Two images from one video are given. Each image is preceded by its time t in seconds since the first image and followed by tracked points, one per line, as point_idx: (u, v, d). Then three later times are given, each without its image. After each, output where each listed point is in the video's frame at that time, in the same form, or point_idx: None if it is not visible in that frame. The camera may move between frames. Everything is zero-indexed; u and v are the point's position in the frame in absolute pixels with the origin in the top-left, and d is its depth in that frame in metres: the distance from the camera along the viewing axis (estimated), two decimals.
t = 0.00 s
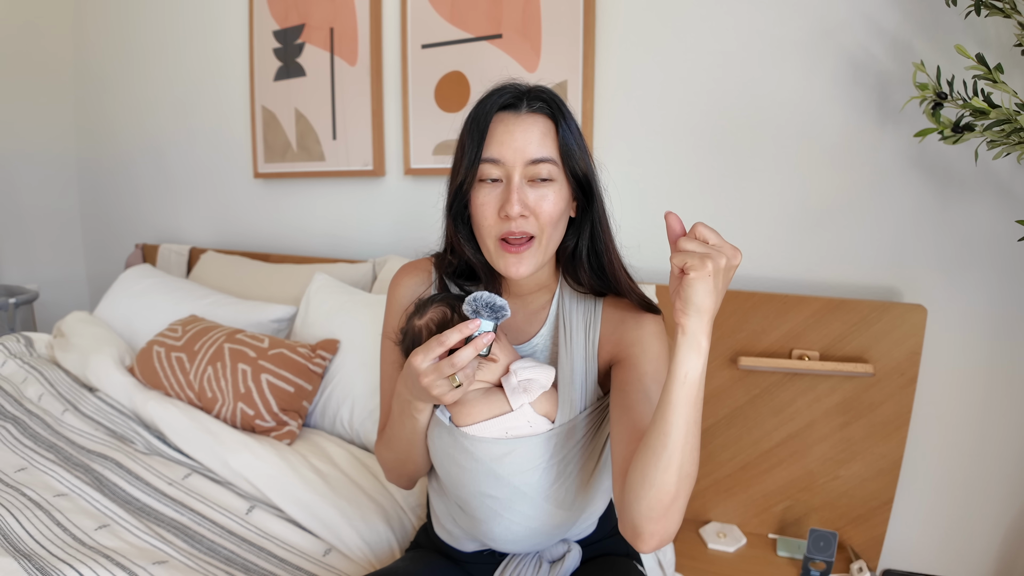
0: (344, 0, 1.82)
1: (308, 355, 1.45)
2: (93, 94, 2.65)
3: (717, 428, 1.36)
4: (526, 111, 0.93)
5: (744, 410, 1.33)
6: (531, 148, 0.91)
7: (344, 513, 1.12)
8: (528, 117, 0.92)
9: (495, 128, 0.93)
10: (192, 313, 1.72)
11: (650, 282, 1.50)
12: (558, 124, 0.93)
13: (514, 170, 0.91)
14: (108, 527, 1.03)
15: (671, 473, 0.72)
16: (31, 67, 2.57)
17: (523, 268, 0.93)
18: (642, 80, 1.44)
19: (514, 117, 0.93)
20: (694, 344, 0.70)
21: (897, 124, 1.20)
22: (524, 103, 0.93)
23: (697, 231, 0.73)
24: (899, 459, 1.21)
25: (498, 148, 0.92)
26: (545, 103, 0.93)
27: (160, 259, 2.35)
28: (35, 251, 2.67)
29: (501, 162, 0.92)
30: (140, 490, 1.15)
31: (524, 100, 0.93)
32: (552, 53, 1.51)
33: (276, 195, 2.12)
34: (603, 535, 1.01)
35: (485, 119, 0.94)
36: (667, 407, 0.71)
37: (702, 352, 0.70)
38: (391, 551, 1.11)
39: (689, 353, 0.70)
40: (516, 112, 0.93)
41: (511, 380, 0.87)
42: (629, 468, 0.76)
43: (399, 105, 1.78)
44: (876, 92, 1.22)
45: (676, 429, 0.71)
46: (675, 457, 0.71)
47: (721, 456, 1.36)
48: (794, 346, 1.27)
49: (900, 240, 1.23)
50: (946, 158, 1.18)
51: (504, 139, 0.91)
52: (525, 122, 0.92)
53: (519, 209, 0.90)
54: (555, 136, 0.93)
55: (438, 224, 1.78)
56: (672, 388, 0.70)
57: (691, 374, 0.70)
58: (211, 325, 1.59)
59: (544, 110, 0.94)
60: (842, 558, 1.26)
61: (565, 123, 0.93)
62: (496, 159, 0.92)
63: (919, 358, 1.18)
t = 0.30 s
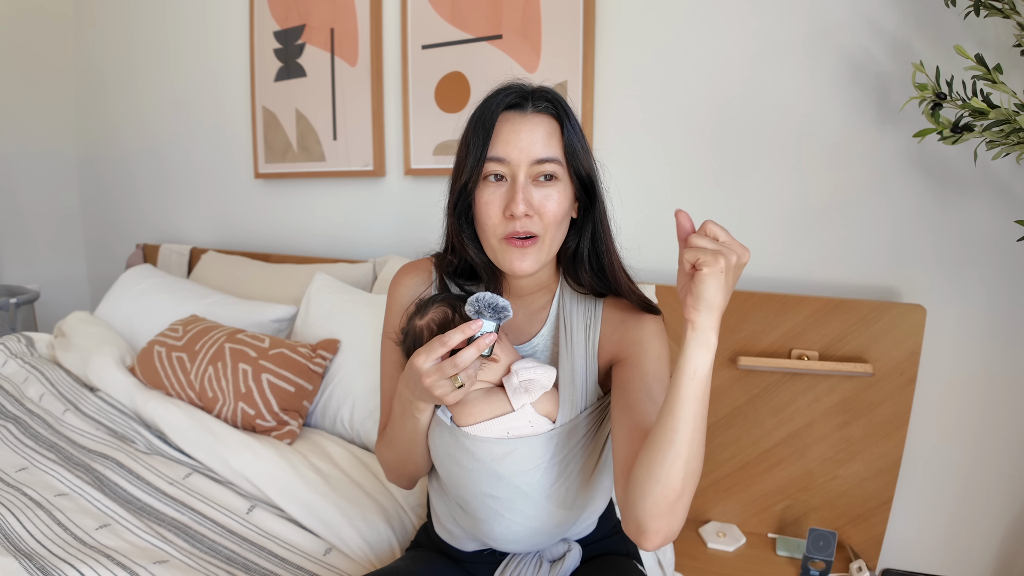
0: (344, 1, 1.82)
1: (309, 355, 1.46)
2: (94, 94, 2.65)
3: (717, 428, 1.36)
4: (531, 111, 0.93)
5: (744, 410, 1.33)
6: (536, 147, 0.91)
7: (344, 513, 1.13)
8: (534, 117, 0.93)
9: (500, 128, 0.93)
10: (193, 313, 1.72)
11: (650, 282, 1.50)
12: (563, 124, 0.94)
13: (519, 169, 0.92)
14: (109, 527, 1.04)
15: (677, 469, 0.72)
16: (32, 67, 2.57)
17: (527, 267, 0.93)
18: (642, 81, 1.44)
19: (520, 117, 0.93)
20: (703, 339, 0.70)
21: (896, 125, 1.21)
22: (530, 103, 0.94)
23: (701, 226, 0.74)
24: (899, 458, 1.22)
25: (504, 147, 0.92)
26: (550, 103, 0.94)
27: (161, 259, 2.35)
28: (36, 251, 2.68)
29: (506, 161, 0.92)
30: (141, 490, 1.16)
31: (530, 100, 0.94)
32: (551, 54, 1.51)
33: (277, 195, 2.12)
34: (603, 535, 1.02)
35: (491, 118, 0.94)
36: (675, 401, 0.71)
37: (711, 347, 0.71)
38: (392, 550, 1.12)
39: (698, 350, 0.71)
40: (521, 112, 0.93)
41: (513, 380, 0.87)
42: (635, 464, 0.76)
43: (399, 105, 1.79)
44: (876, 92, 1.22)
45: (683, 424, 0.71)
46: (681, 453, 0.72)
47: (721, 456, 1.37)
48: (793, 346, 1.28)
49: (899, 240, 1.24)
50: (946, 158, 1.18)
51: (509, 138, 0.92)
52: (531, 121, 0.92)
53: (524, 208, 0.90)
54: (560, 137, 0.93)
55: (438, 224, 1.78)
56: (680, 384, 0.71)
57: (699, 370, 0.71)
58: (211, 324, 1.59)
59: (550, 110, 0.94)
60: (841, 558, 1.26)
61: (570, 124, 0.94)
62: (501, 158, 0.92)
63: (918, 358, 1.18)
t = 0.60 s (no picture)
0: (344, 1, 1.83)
1: (309, 355, 1.46)
2: (95, 94, 2.65)
3: (716, 427, 1.36)
4: (539, 114, 0.92)
5: (743, 409, 1.33)
6: (544, 152, 0.91)
7: (344, 513, 1.13)
8: (542, 120, 0.92)
9: (507, 130, 0.92)
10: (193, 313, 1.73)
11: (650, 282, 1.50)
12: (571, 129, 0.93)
13: (525, 172, 0.91)
14: (109, 527, 1.04)
15: (661, 446, 0.75)
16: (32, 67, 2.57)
17: (527, 267, 0.95)
18: (642, 81, 1.44)
19: (528, 119, 0.92)
20: (627, 330, 0.73)
21: (896, 125, 1.21)
22: (539, 105, 0.93)
23: (575, 239, 0.78)
24: (898, 458, 1.22)
25: (511, 150, 0.91)
26: (559, 107, 0.93)
27: (161, 259, 2.35)
28: (36, 251, 2.68)
29: (513, 164, 0.91)
30: (141, 490, 1.16)
31: (539, 102, 0.93)
32: (552, 54, 1.51)
33: (277, 195, 2.13)
34: (604, 535, 1.02)
35: (499, 119, 0.93)
36: (629, 397, 0.75)
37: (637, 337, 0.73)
38: (392, 549, 1.12)
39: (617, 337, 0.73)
40: (529, 114, 0.92)
41: (514, 380, 0.89)
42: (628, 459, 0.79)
43: (399, 105, 1.79)
44: (875, 93, 1.22)
45: (644, 408, 0.75)
46: (657, 438, 0.75)
47: (720, 455, 1.37)
48: (793, 346, 1.28)
49: (898, 240, 1.24)
50: (945, 159, 1.18)
51: (517, 141, 0.91)
52: (539, 125, 0.91)
53: (529, 213, 0.90)
54: (567, 141, 0.93)
55: (438, 224, 1.78)
56: (625, 378, 0.74)
57: (634, 360, 0.73)
58: (212, 324, 1.59)
59: (558, 114, 0.94)
60: (841, 557, 1.26)
61: (576, 127, 0.94)
62: (508, 160, 0.91)
63: (918, 357, 1.18)
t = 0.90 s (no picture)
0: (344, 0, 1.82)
1: (309, 355, 1.46)
2: (94, 93, 2.65)
3: (716, 427, 1.36)
4: (548, 117, 0.90)
5: (743, 409, 1.33)
6: (547, 157, 0.89)
7: (344, 512, 1.13)
8: (550, 124, 0.90)
9: (514, 130, 0.91)
10: (192, 312, 1.72)
11: (650, 281, 1.50)
12: (579, 135, 0.91)
13: (527, 175, 0.90)
14: (108, 527, 1.03)
15: (651, 445, 0.75)
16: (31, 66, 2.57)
17: (519, 268, 0.95)
18: (642, 80, 1.44)
19: (536, 121, 0.90)
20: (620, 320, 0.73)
21: (897, 124, 1.20)
22: (549, 108, 0.91)
23: (569, 195, 0.74)
24: (899, 458, 1.22)
25: (515, 150, 0.90)
26: (570, 113, 0.91)
27: (160, 258, 2.35)
28: (36, 251, 2.68)
29: (515, 166, 0.91)
30: (140, 489, 1.16)
31: (550, 105, 0.91)
32: (551, 53, 1.51)
33: (276, 194, 2.12)
34: (605, 534, 1.02)
35: (508, 118, 0.91)
36: (618, 391, 0.74)
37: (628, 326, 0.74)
38: (391, 548, 1.12)
39: (600, 318, 0.73)
40: (539, 116, 0.91)
41: (510, 381, 0.88)
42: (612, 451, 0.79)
43: (399, 103, 1.78)
44: (876, 92, 1.22)
45: (634, 405, 0.74)
46: (644, 436, 0.75)
47: (721, 455, 1.37)
48: (793, 345, 1.28)
49: (899, 239, 1.23)
50: (946, 158, 1.18)
51: (522, 142, 0.90)
52: (546, 129, 0.90)
53: (526, 216, 0.90)
54: (574, 147, 0.91)
55: (438, 223, 1.78)
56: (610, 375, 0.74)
57: (620, 354, 0.73)
58: (211, 323, 1.59)
59: (569, 119, 0.91)
60: (841, 557, 1.26)
61: (586, 134, 0.92)
62: (510, 161, 0.91)
63: (918, 357, 1.18)
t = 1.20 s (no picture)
0: None
1: (307, 354, 1.46)
2: (91, 92, 2.64)
3: (714, 426, 1.36)
4: (549, 139, 0.86)
5: (741, 408, 1.33)
6: (543, 182, 0.86)
7: (342, 512, 1.13)
8: (549, 147, 0.86)
9: (512, 148, 0.87)
10: (191, 311, 1.72)
11: (648, 280, 1.50)
12: (580, 158, 0.87)
13: (520, 198, 0.87)
14: (106, 526, 1.03)
15: (637, 536, 0.80)
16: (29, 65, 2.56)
17: (504, 287, 0.93)
18: (641, 78, 1.44)
19: (535, 142, 0.86)
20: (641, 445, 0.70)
21: (895, 123, 1.21)
22: (551, 128, 0.86)
23: (610, 290, 0.66)
24: (896, 456, 1.22)
25: (510, 171, 0.86)
26: (573, 136, 0.86)
27: (157, 257, 2.34)
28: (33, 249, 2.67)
29: (509, 188, 0.87)
30: (138, 489, 1.15)
31: (552, 124, 0.86)
32: (549, 51, 1.51)
33: (274, 193, 2.12)
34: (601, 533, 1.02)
35: (506, 134, 0.87)
36: (618, 490, 0.75)
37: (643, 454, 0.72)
38: (388, 547, 1.12)
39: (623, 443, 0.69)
40: (538, 136, 0.86)
41: (499, 389, 0.87)
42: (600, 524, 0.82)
43: (397, 102, 1.78)
44: (874, 91, 1.22)
45: (631, 514, 0.77)
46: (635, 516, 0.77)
47: (719, 453, 1.37)
48: (791, 344, 1.28)
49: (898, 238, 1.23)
50: (944, 158, 1.18)
51: (518, 163, 0.86)
52: (545, 152, 0.85)
53: (515, 241, 0.87)
54: (572, 171, 0.87)
55: (436, 222, 1.78)
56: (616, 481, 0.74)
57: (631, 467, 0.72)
58: (209, 323, 1.59)
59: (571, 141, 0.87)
60: (839, 555, 1.26)
61: (587, 157, 0.88)
62: (504, 182, 0.87)
63: (916, 355, 1.18)
